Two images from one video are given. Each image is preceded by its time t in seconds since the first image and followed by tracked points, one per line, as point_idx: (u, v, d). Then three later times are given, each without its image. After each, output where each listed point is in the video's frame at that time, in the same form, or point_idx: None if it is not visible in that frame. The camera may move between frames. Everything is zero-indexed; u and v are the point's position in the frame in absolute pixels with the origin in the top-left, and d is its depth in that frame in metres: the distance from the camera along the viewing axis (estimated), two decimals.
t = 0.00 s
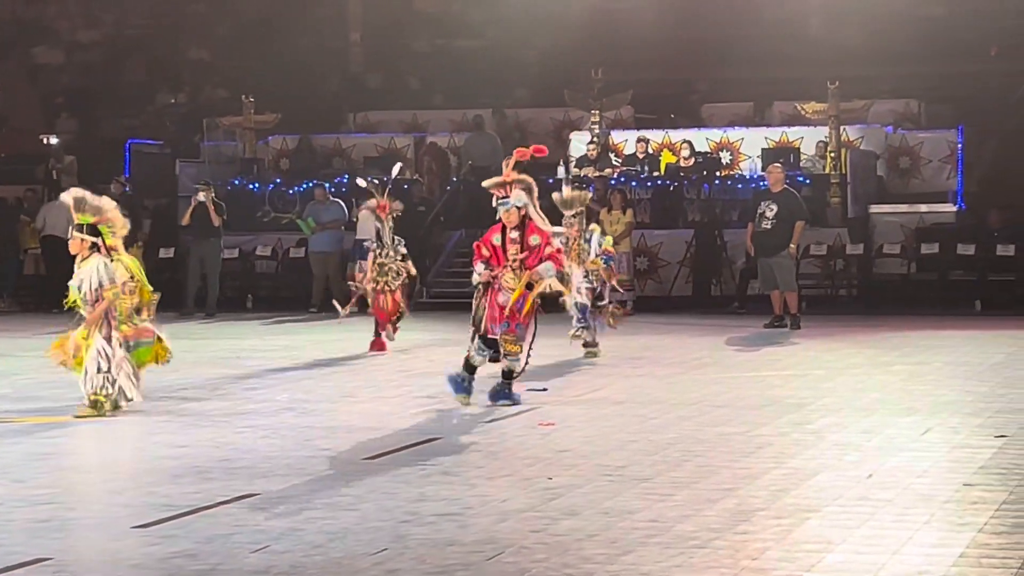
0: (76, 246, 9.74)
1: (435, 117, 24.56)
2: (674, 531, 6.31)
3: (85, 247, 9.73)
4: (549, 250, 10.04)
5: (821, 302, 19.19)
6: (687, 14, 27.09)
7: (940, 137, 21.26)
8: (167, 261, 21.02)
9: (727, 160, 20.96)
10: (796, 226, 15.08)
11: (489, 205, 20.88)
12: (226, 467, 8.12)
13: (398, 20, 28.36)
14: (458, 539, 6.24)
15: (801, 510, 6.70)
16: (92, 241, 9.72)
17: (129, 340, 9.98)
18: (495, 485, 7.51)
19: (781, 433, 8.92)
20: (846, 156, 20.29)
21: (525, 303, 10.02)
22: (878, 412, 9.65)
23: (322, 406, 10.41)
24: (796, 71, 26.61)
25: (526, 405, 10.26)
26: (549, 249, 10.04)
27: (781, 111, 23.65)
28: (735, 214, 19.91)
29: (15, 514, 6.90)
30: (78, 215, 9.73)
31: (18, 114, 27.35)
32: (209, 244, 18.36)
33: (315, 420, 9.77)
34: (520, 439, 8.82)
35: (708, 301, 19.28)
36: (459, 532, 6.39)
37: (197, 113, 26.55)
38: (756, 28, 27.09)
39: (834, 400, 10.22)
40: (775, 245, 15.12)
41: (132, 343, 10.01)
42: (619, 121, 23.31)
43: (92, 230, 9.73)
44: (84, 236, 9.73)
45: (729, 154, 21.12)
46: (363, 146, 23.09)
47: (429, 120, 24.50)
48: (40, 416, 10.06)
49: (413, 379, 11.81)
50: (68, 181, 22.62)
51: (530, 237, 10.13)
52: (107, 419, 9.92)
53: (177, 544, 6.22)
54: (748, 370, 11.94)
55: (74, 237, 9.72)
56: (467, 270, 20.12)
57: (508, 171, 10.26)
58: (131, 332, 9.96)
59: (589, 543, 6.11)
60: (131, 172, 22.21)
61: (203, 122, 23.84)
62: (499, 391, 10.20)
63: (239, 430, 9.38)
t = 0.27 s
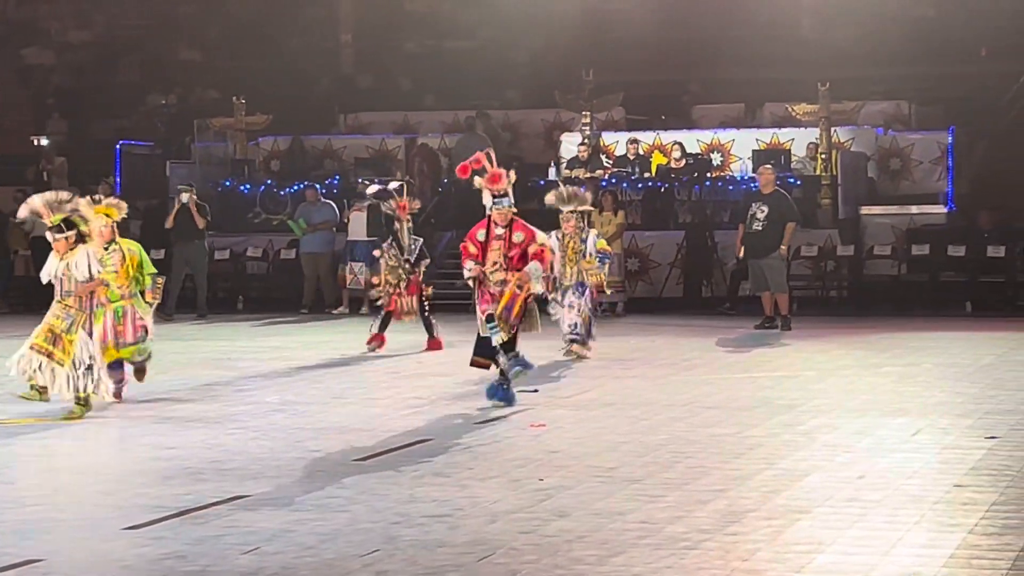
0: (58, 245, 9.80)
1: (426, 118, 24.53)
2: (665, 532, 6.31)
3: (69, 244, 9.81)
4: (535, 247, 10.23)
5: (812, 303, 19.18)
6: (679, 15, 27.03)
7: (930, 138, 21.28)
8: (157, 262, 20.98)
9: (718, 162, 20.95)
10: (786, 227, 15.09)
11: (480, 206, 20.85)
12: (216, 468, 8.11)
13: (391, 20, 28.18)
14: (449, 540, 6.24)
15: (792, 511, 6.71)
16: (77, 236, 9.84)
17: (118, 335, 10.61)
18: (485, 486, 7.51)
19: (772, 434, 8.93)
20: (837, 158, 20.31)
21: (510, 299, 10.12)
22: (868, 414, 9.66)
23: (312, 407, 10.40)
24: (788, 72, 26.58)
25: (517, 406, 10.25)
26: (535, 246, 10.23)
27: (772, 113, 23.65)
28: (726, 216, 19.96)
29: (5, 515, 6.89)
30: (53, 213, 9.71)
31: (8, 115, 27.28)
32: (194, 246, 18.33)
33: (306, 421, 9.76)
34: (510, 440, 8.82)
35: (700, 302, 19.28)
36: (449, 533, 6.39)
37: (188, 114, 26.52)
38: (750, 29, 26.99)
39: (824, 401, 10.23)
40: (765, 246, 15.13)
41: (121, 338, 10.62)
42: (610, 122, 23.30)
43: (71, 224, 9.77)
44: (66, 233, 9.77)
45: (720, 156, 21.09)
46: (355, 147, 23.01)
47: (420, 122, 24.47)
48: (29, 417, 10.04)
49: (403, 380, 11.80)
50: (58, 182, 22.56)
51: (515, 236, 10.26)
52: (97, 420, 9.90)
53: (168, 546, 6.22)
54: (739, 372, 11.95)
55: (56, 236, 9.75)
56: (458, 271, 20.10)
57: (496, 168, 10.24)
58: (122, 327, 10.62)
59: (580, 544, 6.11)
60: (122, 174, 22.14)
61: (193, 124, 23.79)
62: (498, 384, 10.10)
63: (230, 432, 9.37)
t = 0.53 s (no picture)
0: (39, 264, 9.76)
1: (417, 120, 24.48)
2: (656, 533, 6.31)
3: (52, 265, 9.80)
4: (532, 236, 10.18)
5: (803, 304, 19.18)
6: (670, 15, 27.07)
7: (921, 140, 21.29)
8: (147, 263, 20.93)
9: (709, 163, 20.96)
10: (777, 228, 15.10)
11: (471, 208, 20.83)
12: (207, 469, 8.09)
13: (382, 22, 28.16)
14: (440, 541, 6.23)
15: (783, 512, 6.71)
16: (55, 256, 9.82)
17: (112, 349, 10.40)
18: (476, 488, 7.50)
19: (763, 435, 8.92)
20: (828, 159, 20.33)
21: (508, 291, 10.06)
22: (859, 415, 9.67)
23: (302, 408, 10.38)
24: (779, 73, 26.51)
25: (507, 407, 10.25)
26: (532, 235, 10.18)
27: (764, 114, 23.63)
28: (717, 216, 20.08)
29: None
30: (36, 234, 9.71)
31: None
32: (176, 247, 18.27)
33: (296, 423, 9.75)
34: (501, 441, 8.82)
35: (691, 305, 19.28)
36: (440, 535, 6.38)
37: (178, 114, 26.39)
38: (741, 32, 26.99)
39: (815, 403, 10.23)
40: (756, 247, 15.14)
41: (115, 353, 10.41)
42: (601, 124, 23.28)
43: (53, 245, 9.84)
44: (49, 254, 9.80)
45: (711, 157, 21.10)
46: (345, 148, 23.01)
47: (411, 123, 24.42)
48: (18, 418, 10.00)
49: (394, 381, 11.79)
50: (47, 183, 22.48)
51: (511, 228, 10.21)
52: (87, 421, 9.86)
53: (160, 547, 6.20)
54: (730, 373, 11.96)
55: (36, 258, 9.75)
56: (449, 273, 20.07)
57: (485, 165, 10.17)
58: (117, 340, 10.40)
59: (571, 546, 6.10)
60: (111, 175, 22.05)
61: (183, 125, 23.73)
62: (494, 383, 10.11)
63: (220, 433, 9.35)
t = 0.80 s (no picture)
0: (12, 258, 9.28)
1: (410, 121, 24.50)
2: (648, 535, 6.31)
3: (25, 259, 9.29)
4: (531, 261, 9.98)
5: (795, 305, 19.22)
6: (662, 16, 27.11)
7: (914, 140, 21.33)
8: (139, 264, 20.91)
9: (702, 164, 21.00)
10: (769, 229, 15.11)
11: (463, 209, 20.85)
12: (199, 471, 8.08)
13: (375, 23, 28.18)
14: (432, 543, 6.22)
15: (775, 514, 6.71)
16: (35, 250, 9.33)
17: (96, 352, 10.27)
18: (467, 489, 7.49)
19: (755, 437, 8.93)
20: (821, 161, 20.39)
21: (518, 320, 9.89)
22: (852, 415, 9.68)
23: (294, 410, 10.37)
24: (772, 74, 26.52)
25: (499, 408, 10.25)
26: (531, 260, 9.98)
27: (757, 115, 23.67)
28: (710, 218, 20.07)
29: None
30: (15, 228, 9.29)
31: None
32: (163, 249, 18.11)
33: (288, 424, 9.74)
34: (493, 442, 8.81)
35: (683, 305, 19.30)
36: (432, 536, 6.38)
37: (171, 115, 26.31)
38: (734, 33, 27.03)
39: (807, 404, 10.24)
40: (748, 248, 15.15)
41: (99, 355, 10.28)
42: (594, 125, 23.31)
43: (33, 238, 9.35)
44: (23, 247, 9.29)
45: (704, 158, 21.14)
46: (338, 150, 23.01)
47: (404, 124, 24.44)
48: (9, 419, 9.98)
49: (387, 382, 11.79)
50: (40, 184, 22.45)
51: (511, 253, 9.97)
52: (78, 422, 9.84)
53: (151, 548, 6.19)
54: (722, 374, 11.96)
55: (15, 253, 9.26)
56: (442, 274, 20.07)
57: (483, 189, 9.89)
58: (102, 344, 10.29)
59: (563, 547, 6.10)
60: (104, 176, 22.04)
61: (176, 126, 23.72)
62: (497, 398, 10.00)
63: (212, 434, 9.34)
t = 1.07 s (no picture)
0: (5, 250, 9.28)
1: (404, 121, 24.52)
2: (642, 535, 6.31)
3: (13, 250, 9.24)
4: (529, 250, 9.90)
5: (790, 306, 19.23)
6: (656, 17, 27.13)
7: (907, 141, 21.35)
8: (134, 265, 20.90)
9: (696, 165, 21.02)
10: (763, 230, 15.13)
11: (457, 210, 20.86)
12: (192, 472, 8.07)
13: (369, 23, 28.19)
14: (426, 543, 6.22)
15: (768, 515, 6.71)
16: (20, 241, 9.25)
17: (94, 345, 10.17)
18: (461, 490, 7.49)
19: (749, 438, 8.93)
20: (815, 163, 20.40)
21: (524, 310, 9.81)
22: (846, 416, 9.68)
23: (288, 411, 10.37)
24: (765, 75, 26.55)
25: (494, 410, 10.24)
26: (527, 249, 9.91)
27: (751, 116, 23.70)
28: (704, 218, 19.94)
29: None
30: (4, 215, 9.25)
31: None
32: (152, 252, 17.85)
33: (282, 425, 9.74)
34: (488, 443, 8.81)
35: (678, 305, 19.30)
36: (426, 537, 6.37)
37: (164, 116, 26.24)
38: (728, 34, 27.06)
39: (801, 405, 10.24)
40: (742, 249, 15.16)
41: (97, 349, 10.18)
42: (589, 126, 23.33)
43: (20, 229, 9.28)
44: (12, 238, 9.24)
45: (699, 159, 21.18)
46: (333, 150, 23.04)
47: (399, 125, 24.45)
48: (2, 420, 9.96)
49: (381, 383, 11.78)
50: (34, 184, 22.44)
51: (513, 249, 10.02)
52: (72, 424, 9.83)
53: (145, 550, 6.18)
54: (716, 375, 11.97)
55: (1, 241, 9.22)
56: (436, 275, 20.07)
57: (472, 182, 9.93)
58: (101, 335, 10.19)
59: (557, 548, 6.10)
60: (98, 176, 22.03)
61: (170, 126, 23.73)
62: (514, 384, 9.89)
63: (206, 435, 9.33)
